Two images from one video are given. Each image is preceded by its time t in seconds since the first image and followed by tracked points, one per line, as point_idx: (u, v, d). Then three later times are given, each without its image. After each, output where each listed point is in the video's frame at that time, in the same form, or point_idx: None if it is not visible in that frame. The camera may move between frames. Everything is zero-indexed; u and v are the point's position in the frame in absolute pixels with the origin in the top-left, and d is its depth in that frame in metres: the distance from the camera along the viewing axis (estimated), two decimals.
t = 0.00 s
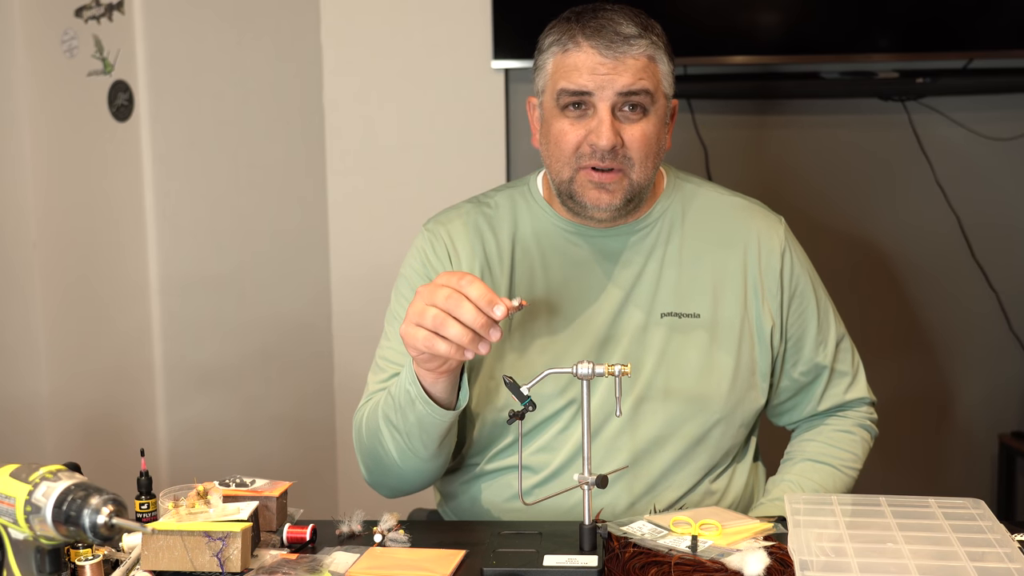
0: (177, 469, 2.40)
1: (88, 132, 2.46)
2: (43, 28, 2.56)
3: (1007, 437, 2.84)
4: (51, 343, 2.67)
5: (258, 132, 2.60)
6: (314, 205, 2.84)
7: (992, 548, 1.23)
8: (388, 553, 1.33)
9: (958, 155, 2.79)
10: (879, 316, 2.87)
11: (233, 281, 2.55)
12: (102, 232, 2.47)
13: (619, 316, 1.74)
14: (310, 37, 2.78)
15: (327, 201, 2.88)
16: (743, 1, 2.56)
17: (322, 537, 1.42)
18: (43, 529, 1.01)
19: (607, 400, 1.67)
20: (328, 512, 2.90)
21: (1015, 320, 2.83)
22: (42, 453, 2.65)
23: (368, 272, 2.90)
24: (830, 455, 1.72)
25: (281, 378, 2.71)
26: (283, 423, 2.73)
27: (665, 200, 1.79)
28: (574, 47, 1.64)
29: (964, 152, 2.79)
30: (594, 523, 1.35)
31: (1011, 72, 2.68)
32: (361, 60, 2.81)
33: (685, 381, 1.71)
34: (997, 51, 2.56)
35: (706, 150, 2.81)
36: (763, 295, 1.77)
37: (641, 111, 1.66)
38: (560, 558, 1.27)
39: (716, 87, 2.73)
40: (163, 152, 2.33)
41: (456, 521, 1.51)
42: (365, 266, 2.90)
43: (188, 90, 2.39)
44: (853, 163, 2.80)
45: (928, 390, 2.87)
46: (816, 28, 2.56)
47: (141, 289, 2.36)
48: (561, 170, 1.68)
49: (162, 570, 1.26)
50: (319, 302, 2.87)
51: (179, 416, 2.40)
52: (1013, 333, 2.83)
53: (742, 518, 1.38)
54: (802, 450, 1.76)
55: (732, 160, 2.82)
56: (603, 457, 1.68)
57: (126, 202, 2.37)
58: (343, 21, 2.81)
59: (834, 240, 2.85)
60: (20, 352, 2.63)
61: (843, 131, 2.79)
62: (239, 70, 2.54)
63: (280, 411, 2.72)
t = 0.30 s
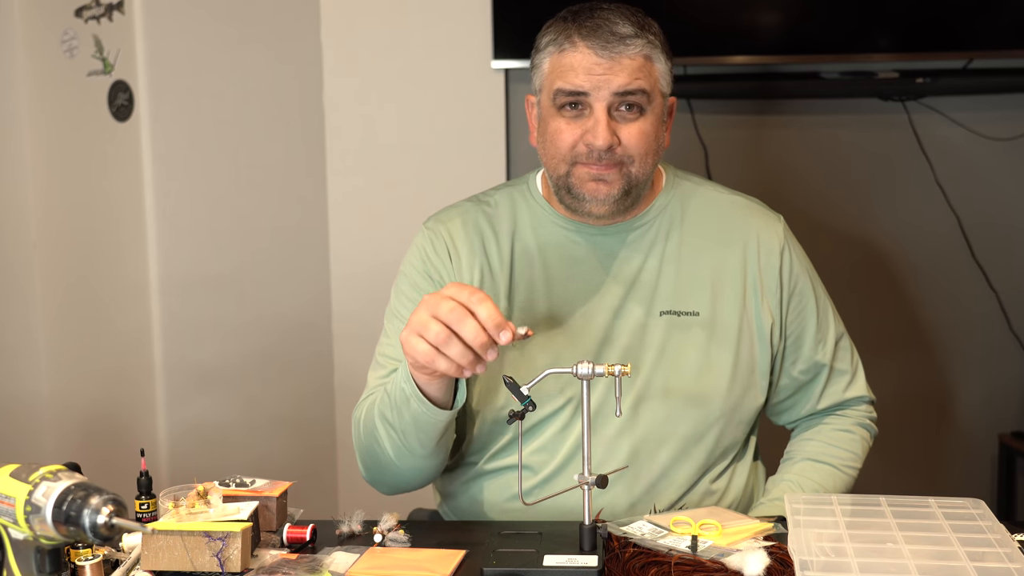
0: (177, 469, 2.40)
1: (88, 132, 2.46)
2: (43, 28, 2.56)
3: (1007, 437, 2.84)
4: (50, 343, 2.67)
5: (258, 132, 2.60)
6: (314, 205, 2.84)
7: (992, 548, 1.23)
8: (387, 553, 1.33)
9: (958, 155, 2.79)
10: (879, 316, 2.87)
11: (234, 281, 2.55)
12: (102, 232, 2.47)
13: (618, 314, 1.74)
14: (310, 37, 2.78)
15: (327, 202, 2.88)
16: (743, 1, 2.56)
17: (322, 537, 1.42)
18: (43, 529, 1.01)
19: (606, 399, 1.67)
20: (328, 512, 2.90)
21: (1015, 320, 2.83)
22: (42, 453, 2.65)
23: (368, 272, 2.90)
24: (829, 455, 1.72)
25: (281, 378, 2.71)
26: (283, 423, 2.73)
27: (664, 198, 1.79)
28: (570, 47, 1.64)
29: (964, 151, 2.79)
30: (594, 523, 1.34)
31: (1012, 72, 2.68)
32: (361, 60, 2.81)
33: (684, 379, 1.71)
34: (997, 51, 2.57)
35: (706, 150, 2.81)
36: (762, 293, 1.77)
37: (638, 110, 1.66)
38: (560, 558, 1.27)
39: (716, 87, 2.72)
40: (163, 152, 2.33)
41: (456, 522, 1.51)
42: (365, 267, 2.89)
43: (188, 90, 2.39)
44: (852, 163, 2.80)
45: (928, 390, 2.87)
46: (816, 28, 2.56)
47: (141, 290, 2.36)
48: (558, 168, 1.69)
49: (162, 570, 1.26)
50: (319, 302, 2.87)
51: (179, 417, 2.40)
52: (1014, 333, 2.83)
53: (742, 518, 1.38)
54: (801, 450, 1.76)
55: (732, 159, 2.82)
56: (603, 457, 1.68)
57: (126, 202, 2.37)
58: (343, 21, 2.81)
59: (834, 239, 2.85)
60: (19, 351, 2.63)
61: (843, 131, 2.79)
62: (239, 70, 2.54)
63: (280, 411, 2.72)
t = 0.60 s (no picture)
0: (176, 469, 2.42)
1: (87, 132, 2.46)
2: (43, 28, 2.56)
3: (1007, 437, 2.75)
4: (49, 343, 2.67)
5: (258, 132, 2.60)
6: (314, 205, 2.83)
7: (992, 548, 1.23)
8: (387, 553, 1.33)
9: (958, 154, 2.72)
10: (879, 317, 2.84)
11: (234, 281, 2.55)
12: (102, 232, 2.47)
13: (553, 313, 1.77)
14: (311, 37, 2.78)
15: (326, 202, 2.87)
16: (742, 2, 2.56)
17: (322, 537, 1.42)
18: (43, 529, 1.01)
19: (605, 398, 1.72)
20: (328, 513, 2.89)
21: (1015, 320, 2.75)
22: (42, 453, 2.65)
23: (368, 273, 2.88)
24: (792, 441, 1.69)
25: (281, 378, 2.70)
26: (283, 424, 2.72)
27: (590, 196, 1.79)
28: (442, 125, 1.59)
29: (965, 151, 2.72)
30: (594, 523, 1.34)
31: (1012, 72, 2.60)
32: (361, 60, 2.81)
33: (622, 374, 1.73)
34: (997, 51, 2.56)
35: (706, 150, 2.75)
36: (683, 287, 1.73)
37: (518, 174, 1.61)
38: (560, 558, 1.27)
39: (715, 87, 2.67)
40: (164, 151, 2.35)
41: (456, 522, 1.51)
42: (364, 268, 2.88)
43: (188, 91, 2.40)
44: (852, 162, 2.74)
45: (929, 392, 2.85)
46: (816, 28, 2.56)
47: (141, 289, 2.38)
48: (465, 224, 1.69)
49: (162, 570, 1.26)
50: (318, 302, 2.85)
51: (180, 416, 2.42)
52: (1013, 333, 2.75)
53: (742, 518, 1.38)
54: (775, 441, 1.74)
55: (732, 157, 2.75)
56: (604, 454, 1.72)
57: (127, 202, 2.38)
58: (343, 21, 2.81)
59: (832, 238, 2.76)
60: (19, 351, 2.63)
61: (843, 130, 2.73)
62: (239, 70, 2.54)
63: (280, 412, 2.71)
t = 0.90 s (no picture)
0: (177, 468, 2.43)
1: (87, 132, 2.47)
2: (43, 28, 2.57)
3: (1007, 437, 2.77)
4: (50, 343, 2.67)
5: (258, 132, 2.60)
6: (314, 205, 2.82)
7: (992, 548, 1.23)
8: (387, 553, 1.33)
9: (959, 154, 2.72)
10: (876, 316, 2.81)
11: (234, 281, 2.55)
12: (102, 232, 2.47)
13: (508, 322, 1.75)
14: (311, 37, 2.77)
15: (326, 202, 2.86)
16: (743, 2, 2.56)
17: (322, 537, 1.42)
18: (43, 529, 1.01)
19: (606, 396, 1.66)
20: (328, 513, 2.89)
21: (1015, 320, 2.75)
22: (43, 453, 2.65)
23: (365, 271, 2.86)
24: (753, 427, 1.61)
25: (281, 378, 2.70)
26: (284, 424, 2.71)
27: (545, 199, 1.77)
28: (375, 148, 1.57)
29: (965, 151, 2.72)
30: (594, 523, 1.34)
31: (1013, 73, 2.62)
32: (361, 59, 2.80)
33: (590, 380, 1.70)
34: (997, 51, 2.56)
35: (706, 150, 2.74)
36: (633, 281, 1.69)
37: (458, 185, 1.59)
38: (561, 558, 1.27)
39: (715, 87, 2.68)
40: (164, 151, 2.35)
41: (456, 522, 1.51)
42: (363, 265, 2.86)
43: (188, 90, 2.40)
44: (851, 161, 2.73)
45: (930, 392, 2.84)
46: (816, 28, 2.56)
47: (141, 288, 2.39)
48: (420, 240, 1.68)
49: (162, 570, 1.26)
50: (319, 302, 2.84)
51: (180, 415, 2.42)
52: (1013, 333, 2.75)
53: (742, 518, 1.38)
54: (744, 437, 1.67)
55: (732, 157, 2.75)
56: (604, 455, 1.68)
57: (128, 202, 2.38)
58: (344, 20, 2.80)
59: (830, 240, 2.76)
60: (20, 351, 2.64)
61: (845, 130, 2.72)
62: (240, 69, 2.54)
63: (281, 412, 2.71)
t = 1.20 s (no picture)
0: (176, 469, 2.42)
1: (87, 132, 2.47)
2: (43, 28, 2.57)
3: (1007, 437, 2.76)
4: (50, 343, 2.67)
5: (258, 132, 2.60)
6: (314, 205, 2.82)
7: (992, 548, 1.23)
8: (387, 553, 1.33)
9: (959, 154, 2.72)
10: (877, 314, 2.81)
11: (234, 281, 2.55)
12: (102, 232, 2.47)
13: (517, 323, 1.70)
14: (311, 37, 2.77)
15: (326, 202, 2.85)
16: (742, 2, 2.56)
17: (322, 537, 1.42)
18: (43, 529, 1.01)
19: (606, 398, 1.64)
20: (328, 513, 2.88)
21: (1015, 321, 2.75)
22: (42, 453, 2.65)
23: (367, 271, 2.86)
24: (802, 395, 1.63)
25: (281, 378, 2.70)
26: (284, 424, 2.71)
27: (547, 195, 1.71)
28: (408, 131, 1.53)
29: (965, 151, 2.72)
30: (594, 523, 1.34)
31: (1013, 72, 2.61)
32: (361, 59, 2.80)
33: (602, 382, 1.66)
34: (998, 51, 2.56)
35: (706, 150, 2.75)
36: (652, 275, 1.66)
37: (495, 164, 1.56)
38: (561, 558, 1.27)
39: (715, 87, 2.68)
40: (164, 151, 2.35)
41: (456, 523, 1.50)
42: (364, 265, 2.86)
43: (189, 90, 2.40)
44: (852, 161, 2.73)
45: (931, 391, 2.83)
46: (817, 28, 2.56)
47: (141, 288, 2.38)
48: (443, 232, 1.63)
49: (162, 570, 1.26)
50: (319, 303, 2.84)
51: (180, 415, 2.42)
52: (1014, 333, 2.75)
53: (742, 518, 1.38)
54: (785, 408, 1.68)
55: (732, 157, 2.75)
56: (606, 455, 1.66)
57: (127, 202, 2.38)
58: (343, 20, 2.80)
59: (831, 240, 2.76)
60: (20, 351, 2.64)
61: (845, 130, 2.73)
62: (240, 69, 2.54)
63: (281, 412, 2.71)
